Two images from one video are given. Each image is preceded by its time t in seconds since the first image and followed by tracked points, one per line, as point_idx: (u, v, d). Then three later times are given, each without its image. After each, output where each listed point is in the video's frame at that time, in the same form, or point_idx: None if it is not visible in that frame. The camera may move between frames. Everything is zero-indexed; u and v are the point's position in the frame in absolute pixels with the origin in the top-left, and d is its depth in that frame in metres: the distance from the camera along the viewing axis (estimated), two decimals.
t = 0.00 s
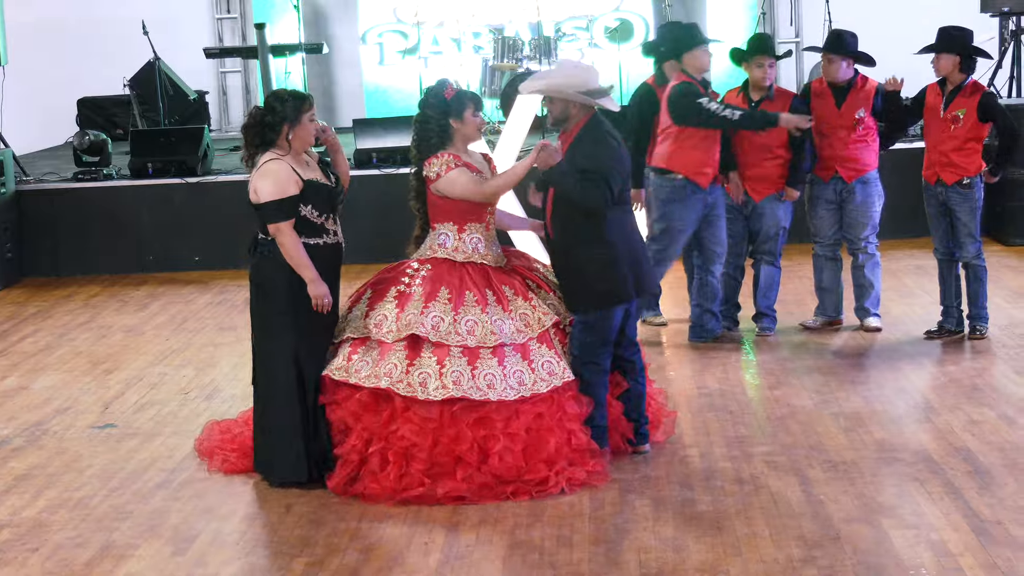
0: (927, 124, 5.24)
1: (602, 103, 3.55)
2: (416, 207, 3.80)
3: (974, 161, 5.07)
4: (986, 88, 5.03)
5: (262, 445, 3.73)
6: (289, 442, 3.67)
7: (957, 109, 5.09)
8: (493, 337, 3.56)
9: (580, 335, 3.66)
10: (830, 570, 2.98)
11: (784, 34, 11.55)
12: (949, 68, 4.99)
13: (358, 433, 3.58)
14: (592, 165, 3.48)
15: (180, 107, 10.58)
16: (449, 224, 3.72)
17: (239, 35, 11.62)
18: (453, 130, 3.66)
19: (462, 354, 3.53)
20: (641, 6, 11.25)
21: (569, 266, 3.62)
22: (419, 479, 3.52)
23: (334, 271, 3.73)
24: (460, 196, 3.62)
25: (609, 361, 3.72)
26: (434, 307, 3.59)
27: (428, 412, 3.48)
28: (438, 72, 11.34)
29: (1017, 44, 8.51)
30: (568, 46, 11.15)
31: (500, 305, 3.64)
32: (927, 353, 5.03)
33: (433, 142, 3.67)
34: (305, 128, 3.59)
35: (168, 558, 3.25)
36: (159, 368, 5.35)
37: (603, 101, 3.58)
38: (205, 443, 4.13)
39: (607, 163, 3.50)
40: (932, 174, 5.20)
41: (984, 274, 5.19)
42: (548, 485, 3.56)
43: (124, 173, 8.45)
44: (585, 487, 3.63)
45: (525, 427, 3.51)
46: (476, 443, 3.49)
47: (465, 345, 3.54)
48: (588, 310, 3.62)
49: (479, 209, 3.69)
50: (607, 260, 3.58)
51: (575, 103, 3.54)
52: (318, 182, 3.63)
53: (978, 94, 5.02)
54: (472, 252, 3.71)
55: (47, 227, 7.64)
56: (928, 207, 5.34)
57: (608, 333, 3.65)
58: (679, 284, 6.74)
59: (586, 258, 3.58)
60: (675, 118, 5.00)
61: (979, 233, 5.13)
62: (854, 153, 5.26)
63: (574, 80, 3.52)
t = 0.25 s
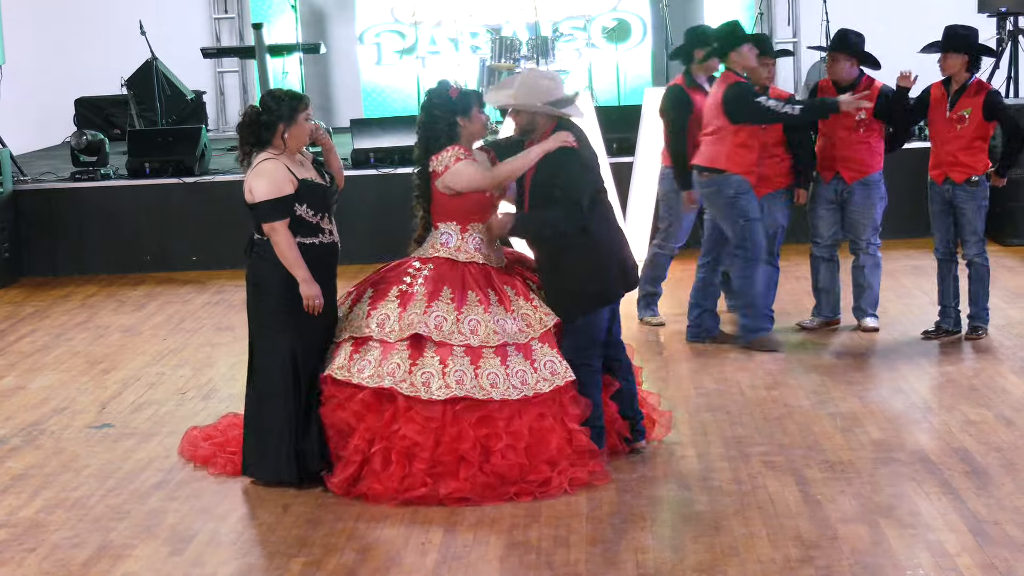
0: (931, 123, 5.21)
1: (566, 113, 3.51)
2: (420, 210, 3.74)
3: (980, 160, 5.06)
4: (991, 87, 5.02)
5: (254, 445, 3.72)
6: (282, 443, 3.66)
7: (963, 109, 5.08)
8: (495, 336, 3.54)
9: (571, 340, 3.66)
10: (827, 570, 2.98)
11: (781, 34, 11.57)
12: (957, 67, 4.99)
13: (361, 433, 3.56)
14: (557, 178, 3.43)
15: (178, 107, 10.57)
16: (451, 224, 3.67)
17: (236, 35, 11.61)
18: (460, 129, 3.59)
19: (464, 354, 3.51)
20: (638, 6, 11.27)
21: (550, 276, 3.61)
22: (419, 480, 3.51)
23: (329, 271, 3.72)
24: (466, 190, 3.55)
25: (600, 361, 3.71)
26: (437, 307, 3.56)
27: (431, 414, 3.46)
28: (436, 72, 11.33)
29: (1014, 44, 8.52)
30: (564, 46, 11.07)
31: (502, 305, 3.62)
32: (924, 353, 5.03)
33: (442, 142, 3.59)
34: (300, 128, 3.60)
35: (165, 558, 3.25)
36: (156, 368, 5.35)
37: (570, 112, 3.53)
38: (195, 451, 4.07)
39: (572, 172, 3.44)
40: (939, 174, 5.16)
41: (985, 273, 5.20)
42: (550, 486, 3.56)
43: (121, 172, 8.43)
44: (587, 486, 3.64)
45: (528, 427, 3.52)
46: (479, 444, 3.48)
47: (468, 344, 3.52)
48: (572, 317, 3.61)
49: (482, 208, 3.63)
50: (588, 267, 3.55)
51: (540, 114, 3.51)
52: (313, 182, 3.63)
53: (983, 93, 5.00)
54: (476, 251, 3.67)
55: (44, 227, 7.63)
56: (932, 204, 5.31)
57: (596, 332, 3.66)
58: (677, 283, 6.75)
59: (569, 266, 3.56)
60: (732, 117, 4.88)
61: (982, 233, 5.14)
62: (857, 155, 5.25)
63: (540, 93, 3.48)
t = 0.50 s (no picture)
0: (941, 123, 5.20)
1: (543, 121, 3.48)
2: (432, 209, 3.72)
3: (992, 159, 5.08)
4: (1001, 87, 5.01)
5: (254, 442, 3.73)
6: (281, 442, 3.67)
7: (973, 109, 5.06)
8: (504, 332, 3.52)
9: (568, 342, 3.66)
10: (826, 571, 2.98)
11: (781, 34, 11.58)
12: (973, 67, 4.99)
13: (363, 420, 3.52)
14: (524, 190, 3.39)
15: (177, 107, 10.58)
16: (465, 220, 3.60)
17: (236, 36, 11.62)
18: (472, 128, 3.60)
19: (472, 347, 3.48)
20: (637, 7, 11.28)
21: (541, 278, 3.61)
22: (418, 470, 3.49)
23: (324, 272, 3.73)
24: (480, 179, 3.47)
25: (597, 363, 3.73)
26: (447, 300, 3.53)
27: (434, 404, 3.43)
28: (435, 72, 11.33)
29: (1013, 45, 8.53)
30: (563, 46, 11.01)
31: (511, 304, 3.59)
32: (923, 353, 5.04)
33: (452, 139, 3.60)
34: (295, 128, 3.61)
35: (164, 558, 3.25)
36: (155, 368, 5.34)
37: (545, 121, 3.50)
38: (194, 452, 4.07)
39: (542, 181, 3.38)
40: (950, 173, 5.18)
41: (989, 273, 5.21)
42: (551, 486, 3.56)
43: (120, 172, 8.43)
44: (586, 486, 3.64)
45: (530, 425, 3.49)
46: (479, 437, 3.44)
47: (476, 338, 3.49)
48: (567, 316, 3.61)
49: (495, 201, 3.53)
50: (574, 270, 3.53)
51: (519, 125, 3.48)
52: (307, 182, 3.63)
53: (993, 93, 4.99)
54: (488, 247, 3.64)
55: (43, 227, 7.63)
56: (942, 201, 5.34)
57: (594, 332, 3.67)
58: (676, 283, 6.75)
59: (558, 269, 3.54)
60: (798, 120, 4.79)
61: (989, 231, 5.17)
62: (857, 155, 5.22)
63: (517, 102, 3.45)
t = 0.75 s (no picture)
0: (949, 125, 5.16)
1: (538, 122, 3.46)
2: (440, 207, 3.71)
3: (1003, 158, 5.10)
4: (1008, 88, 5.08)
5: (256, 441, 3.75)
6: (279, 441, 3.69)
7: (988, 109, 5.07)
8: (512, 332, 3.52)
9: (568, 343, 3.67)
10: (826, 571, 2.98)
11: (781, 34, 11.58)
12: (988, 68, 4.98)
13: (368, 418, 3.51)
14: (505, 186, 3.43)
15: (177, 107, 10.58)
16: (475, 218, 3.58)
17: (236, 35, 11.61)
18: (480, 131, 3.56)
19: (479, 347, 3.48)
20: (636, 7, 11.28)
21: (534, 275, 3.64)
22: (422, 468, 3.48)
23: (316, 271, 3.71)
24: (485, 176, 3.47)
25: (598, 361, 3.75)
26: (455, 300, 3.53)
27: (440, 403, 3.43)
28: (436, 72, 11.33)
29: (1013, 45, 8.53)
30: (564, 46, 11.03)
31: (518, 303, 3.59)
32: (923, 353, 5.04)
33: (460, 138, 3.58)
34: (288, 127, 3.60)
35: (164, 558, 3.25)
36: (155, 368, 5.34)
37: (538, 125, 3.46)
38: (196, 452, 4.07)
39: (523, 178, 3.41)
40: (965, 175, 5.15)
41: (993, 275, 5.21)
42: (555, 486, 3.56)
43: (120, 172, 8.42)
44: (589, 487, 3.65)
45: (535, 425, 3.48)
46: (484, 437, 3.44)
47: (484, 338, 3.49)
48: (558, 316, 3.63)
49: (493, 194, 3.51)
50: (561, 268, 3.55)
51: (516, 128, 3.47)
52: (300, 181, 3.63)
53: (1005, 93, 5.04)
54: (497, 247, 3.62)
55: (43, 227, 7.63)
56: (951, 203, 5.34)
57: (593, 332, 3.69)
58: (675, 283, 6.75)
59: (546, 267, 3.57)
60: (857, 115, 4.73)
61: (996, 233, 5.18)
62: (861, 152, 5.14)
63: (512, 104, 3.44)
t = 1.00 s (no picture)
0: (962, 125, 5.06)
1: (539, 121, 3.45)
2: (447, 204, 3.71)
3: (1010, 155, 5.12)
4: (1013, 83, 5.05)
5: (250, 439, 3.76)
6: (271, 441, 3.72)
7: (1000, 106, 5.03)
8: (515, 329, 3.52)
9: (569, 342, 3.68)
10: (826, 571, 2.98)
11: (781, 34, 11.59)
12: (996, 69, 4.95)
13: (370, 414, 3.51)
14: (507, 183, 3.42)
15: (177, 107, 10.58)
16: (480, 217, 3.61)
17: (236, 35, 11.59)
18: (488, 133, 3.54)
19: (482, 344, 3.48)
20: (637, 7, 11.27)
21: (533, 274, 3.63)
22: (424, 465, 3.47)
23: (304, 269, 3.70)
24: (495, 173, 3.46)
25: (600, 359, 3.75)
26: (458, 298, 3.53)
27: (442, 399, 3.43)
28: (436, 71, 11.33)
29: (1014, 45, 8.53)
30: (564, 46, 11.05)
31: (521, 302, 3.59)
32: (924, 354, 5.04)
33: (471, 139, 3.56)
34: (277, 126, 3.60)
35: (165, 558, 3.24)
36: (155, 368, 5.34)
37: (542, 122, 3.46)
38: (198, 452, 4.07)
39: (526, 176, 3.40)
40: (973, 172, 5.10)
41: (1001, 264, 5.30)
42: (557, 486, 3.56)
43: (121, 172, 8.42)
44: (590, 486, 3.65)
45: (537, 423, 3.48)
46: (485, 434, 3.44)
47: (486, 335, 3.49)
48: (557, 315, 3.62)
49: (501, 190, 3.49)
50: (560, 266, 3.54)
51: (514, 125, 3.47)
52: (291, 180, 3.62)
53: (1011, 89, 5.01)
54: (502, 246, 3.61)
55: (43, 227, 7.63)
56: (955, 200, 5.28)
57: (595, 331, 3.69)
58: (675, 283, 6.75)
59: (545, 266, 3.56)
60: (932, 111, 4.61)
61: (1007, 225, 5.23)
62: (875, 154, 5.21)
63: (512, 102, 3.43)
